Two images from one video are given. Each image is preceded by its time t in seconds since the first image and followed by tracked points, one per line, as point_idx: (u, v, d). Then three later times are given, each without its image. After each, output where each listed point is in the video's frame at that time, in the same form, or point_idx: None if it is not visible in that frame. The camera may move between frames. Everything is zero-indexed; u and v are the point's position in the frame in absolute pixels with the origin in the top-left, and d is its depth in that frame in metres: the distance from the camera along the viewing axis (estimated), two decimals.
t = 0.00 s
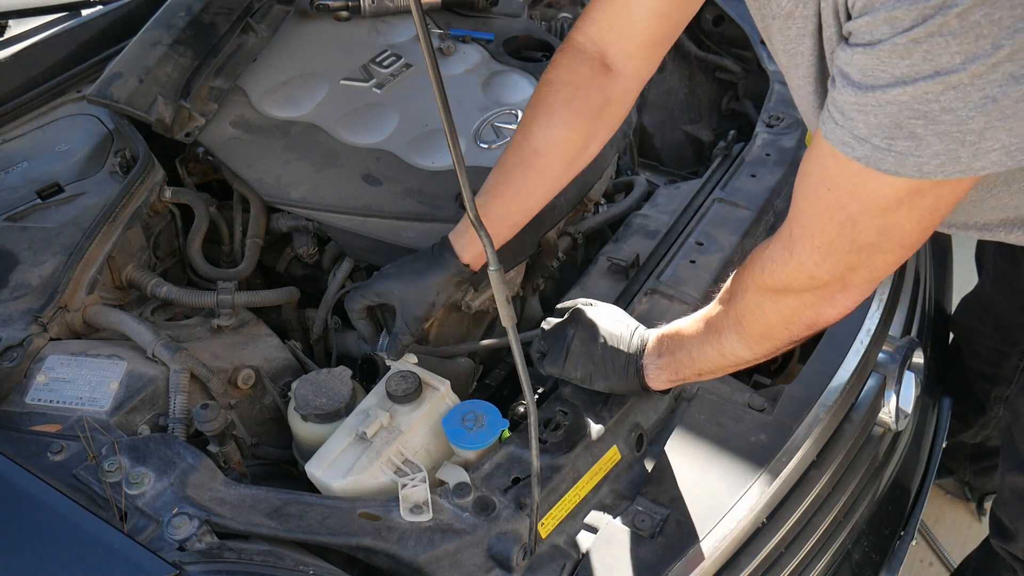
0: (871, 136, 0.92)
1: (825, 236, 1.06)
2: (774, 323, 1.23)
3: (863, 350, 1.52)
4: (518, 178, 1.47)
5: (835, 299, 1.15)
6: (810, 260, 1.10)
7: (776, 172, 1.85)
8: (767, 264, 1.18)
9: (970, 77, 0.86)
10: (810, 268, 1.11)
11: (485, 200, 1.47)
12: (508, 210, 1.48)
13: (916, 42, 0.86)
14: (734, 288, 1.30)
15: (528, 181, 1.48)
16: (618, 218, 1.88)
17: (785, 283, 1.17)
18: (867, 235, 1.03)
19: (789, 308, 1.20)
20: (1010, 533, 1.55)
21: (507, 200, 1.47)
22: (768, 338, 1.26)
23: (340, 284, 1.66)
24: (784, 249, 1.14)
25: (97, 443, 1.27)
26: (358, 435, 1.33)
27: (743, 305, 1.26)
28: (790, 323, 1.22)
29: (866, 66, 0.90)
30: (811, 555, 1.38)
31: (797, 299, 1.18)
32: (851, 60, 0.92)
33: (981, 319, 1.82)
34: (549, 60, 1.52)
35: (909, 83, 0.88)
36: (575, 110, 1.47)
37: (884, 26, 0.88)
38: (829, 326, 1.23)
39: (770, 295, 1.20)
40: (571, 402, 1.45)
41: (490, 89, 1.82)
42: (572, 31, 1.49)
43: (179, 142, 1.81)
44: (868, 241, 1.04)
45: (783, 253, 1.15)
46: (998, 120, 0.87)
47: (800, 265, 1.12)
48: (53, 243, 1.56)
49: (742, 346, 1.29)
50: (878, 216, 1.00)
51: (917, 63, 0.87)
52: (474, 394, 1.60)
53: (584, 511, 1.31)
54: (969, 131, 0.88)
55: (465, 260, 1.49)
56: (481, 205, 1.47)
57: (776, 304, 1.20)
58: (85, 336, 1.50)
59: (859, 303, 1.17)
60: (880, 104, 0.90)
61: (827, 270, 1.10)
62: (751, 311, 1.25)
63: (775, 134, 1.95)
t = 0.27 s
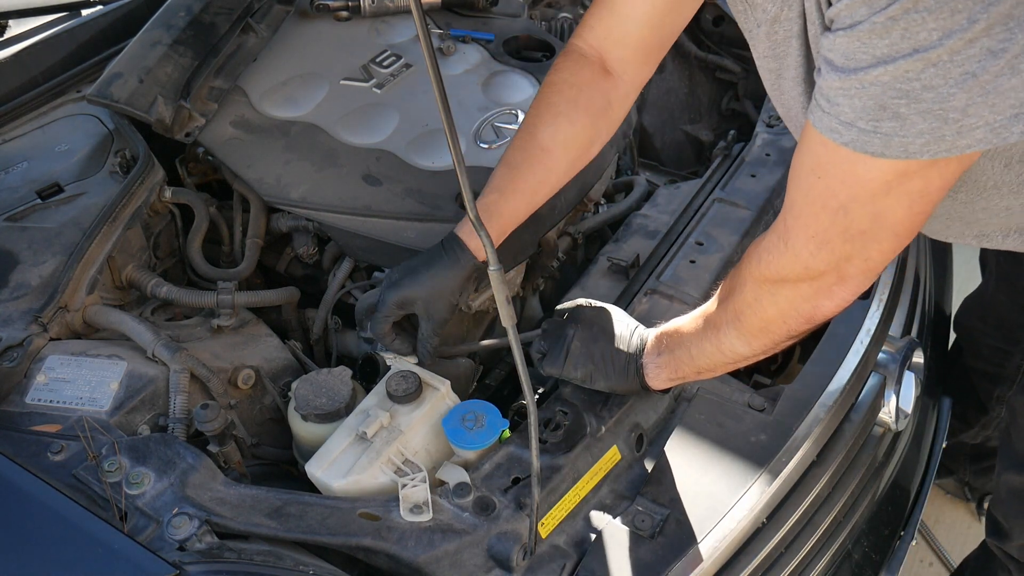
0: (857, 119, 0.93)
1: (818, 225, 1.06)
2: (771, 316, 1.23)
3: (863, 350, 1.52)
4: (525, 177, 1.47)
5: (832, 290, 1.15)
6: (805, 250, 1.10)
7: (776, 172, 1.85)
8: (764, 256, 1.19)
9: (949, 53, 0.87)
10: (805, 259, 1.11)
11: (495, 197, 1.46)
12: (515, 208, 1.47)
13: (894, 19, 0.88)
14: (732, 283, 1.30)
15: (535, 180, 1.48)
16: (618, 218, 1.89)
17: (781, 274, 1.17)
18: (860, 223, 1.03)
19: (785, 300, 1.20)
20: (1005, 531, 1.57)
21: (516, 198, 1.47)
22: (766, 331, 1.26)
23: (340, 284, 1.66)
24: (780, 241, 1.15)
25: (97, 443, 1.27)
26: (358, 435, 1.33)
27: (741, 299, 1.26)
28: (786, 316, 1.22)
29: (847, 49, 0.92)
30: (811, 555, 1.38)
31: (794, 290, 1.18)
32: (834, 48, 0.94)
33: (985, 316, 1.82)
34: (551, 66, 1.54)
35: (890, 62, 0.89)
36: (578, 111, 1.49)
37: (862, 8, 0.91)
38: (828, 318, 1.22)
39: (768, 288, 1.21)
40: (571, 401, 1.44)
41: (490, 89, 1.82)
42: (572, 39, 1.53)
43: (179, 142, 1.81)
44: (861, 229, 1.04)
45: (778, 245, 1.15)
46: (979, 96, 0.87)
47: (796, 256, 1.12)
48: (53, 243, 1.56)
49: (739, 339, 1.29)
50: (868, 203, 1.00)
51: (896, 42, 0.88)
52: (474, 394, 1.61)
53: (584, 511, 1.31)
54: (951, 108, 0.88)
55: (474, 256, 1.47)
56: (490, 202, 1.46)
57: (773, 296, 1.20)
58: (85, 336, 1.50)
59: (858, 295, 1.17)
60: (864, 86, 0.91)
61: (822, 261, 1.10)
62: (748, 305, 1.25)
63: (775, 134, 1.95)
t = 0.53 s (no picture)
0: (853, 110, 0.92)
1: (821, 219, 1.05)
2: (775, 312, 1.22)
3: (863, 350, 1.52)
4: (541, 168, 1.49)
5: (837, 282, 1.14)
6: (808, 244, 1.10)
7: (776, 172, 1.85)
8: (767, 251, 1.18)
9: (940, 40, 0.87)
10: (808, 253, 1.11)
11: (509, 179, 1.48)
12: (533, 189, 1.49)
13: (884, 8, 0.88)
14: (735, 280, 1.29)
15: (551, 166, 1.49)
16: (618, 218, 1.88)
17: (784, 269, 1.16)
18: (862, 215, 1.02)
19: (789, 296, 1.19)
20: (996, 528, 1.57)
21: (534, 181, 1.49)
22: (770, 327, 1.25)
23: (340, 284, 1.66)
24: (782, 236, 1.14)
25: (97, 443, 1.27)
26: (358, 435, 1.33)
27: (745, 296, 1.25)
28: (790, 311, 1.21)
29: (839, 40, 0.92)
30: (811, 555, 1.38)
31: (797, 286, 1.17)
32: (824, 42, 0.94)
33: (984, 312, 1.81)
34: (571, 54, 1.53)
35: (882, 50, 0.89)
36: (595, 97, 1.49)
37: None
38: (832, 312, 1.22)
39: (770, 284, 1.20)
40: (571, 402, 1.44)
41: (490, 89, 1.82)
42: (594, 31, 1.52)
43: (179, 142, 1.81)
44: (863, 219, 1.03)
45: (781, 240, 1.14)
46: (971, 81, 0.88)
47: (799, 251, 1.11)
48: (53, 243, 1.56)
49: (743, 335, 1.28)
50: (869, 193, 0.99)
51: (887, 31, 0.88)
52: (474, 394, 1.61)
53: (584, 511, 1.31)
54: (946, 95, 0.88)
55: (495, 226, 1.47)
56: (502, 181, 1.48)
57: (777, 291, 1.19)
58: (85, 336, 1.50)
59: (861, 287, 1.16)
60: (858, 76, 0.91)
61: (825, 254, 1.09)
62: (751, 301, 1.24)
63: (775, 134, 1.95)
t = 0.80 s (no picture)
0: (863, 126, 0.93)
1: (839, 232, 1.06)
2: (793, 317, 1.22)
3: (863, 350, 1.52)
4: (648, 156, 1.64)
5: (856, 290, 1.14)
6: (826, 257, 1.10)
7: (776, 172, 1.85)
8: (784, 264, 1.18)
9: (946, 57, 0.87)
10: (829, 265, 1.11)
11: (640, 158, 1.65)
12: (654, 162, 1.65)
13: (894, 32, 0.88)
14: (748, 287, 1.29)
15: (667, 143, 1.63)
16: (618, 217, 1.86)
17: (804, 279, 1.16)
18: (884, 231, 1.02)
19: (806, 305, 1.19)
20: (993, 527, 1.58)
21: (652, 158, 1.65)
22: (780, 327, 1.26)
23: (340, 284, 1.66)
24: (799, 249, 1.13)
25: (97, 443, 1.27)
26: (359, 435, 1.33)
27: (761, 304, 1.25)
28: (807, 319, 1.21)
29: (845, 59, 0.92)
30: (811, 555, 1.38)
31: (815, 296, 1.17)
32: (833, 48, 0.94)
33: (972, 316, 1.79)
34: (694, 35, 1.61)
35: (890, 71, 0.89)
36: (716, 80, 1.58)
37: (856, 19, 0.91)
38: (849, 317, 1.23)
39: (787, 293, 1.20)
40: (572, 402, 1.44)
41: (490, 89, 1.82)
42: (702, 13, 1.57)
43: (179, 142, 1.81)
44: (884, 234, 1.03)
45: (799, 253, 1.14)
46: (981, 96, 0.88)
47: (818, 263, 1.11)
48: (53, 243, 1.56)
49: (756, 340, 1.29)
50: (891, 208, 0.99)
51: (893, 50, 0.89)
52: (474, 395, 1.61)
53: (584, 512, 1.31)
54: (955, 109, 0.89)
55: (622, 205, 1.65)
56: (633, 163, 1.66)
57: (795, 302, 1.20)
58: (85, 336, 1.50)
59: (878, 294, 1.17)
60: (866, 94, 0.91)
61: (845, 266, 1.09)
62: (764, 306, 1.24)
63: (775, 134, 1.95)
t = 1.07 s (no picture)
0: (866, 137, 0.97)
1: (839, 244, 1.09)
2: (787, 325, 1.24)
3: (863, 351, 1.53)
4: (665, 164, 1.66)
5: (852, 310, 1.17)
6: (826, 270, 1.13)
7: (776, 172, 1.85)
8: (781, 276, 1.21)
9: (949, 73, 0.90)
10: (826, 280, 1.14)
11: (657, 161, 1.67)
12: (670, 164, 1.66)
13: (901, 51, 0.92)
14: (748, 293, 1.30)
15: (683, 143, 1.64)
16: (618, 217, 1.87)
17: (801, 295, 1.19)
18: (879, 248, 1.06)
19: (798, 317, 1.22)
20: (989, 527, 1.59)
21: (670, 160, 1.66)
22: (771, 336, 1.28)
23: (341, 284, 1.66)
24: (800, 263, 1.16)
25: (97, 443, 1.27)
26: (359, 435, 1.33)
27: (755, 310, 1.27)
28: (803, 332, 1.23)
29: (854, 68, 0.96)
30: (811, 555, 1.39)
31: (811, 308, 1.19)
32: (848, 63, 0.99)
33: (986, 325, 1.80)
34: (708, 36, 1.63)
35: (895, 84, 0.93)
36: (729, 79, 1.60)
37: (866, 28, 0.96)
38: (843, 335, 1.25)
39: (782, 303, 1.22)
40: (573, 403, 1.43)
41: (490, 89, 1.82)
42: (719, 12, 1.58)
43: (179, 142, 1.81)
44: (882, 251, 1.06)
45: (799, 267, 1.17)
46: (983, 117, 0.91)
47: (816, 278, 1.14)
48: (53, 243, 1.56)
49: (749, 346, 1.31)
50: (890, 228, 1.03)
51: (898, 62, 0.93)
52: (474, 395, 1.60)
53: (583, 511, 1.31)
54: (956, 128, 0.92)
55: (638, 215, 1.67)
56: (653, 167, 1.68)
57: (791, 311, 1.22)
58: (85, 336, 1.50)
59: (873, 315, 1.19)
60: (869, 105, 0.95)
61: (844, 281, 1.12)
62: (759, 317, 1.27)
63: (775, 134, 1.95)
